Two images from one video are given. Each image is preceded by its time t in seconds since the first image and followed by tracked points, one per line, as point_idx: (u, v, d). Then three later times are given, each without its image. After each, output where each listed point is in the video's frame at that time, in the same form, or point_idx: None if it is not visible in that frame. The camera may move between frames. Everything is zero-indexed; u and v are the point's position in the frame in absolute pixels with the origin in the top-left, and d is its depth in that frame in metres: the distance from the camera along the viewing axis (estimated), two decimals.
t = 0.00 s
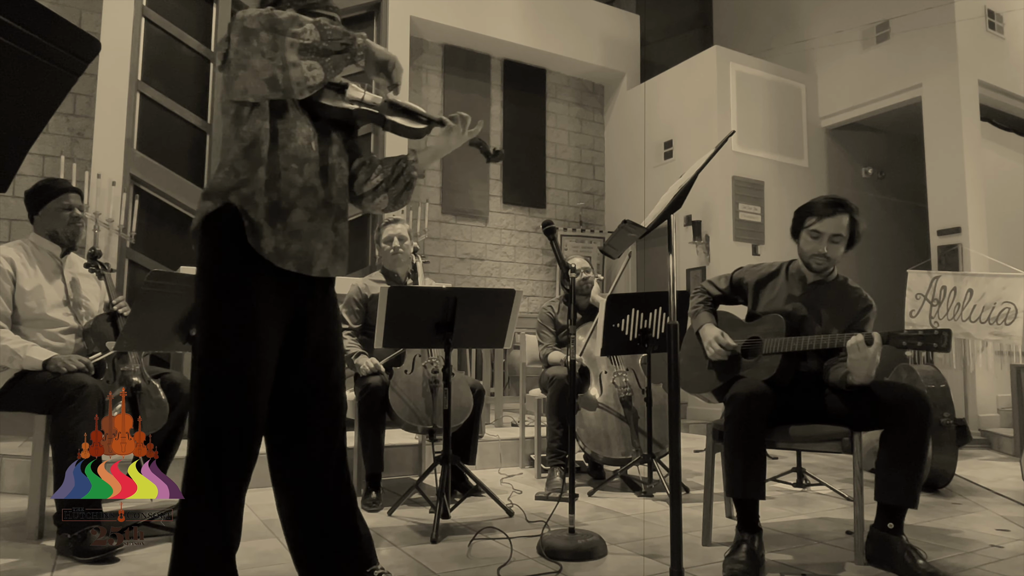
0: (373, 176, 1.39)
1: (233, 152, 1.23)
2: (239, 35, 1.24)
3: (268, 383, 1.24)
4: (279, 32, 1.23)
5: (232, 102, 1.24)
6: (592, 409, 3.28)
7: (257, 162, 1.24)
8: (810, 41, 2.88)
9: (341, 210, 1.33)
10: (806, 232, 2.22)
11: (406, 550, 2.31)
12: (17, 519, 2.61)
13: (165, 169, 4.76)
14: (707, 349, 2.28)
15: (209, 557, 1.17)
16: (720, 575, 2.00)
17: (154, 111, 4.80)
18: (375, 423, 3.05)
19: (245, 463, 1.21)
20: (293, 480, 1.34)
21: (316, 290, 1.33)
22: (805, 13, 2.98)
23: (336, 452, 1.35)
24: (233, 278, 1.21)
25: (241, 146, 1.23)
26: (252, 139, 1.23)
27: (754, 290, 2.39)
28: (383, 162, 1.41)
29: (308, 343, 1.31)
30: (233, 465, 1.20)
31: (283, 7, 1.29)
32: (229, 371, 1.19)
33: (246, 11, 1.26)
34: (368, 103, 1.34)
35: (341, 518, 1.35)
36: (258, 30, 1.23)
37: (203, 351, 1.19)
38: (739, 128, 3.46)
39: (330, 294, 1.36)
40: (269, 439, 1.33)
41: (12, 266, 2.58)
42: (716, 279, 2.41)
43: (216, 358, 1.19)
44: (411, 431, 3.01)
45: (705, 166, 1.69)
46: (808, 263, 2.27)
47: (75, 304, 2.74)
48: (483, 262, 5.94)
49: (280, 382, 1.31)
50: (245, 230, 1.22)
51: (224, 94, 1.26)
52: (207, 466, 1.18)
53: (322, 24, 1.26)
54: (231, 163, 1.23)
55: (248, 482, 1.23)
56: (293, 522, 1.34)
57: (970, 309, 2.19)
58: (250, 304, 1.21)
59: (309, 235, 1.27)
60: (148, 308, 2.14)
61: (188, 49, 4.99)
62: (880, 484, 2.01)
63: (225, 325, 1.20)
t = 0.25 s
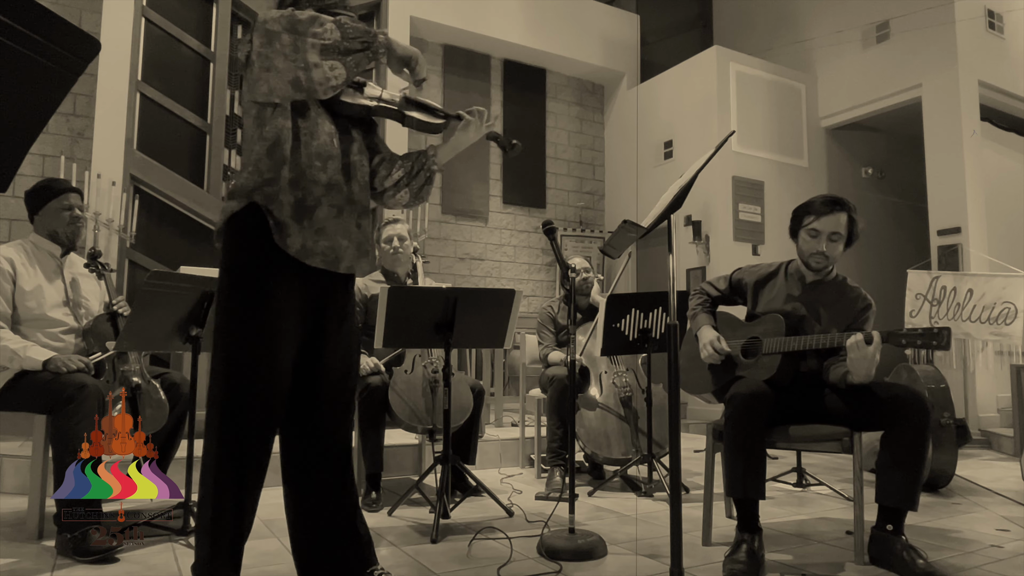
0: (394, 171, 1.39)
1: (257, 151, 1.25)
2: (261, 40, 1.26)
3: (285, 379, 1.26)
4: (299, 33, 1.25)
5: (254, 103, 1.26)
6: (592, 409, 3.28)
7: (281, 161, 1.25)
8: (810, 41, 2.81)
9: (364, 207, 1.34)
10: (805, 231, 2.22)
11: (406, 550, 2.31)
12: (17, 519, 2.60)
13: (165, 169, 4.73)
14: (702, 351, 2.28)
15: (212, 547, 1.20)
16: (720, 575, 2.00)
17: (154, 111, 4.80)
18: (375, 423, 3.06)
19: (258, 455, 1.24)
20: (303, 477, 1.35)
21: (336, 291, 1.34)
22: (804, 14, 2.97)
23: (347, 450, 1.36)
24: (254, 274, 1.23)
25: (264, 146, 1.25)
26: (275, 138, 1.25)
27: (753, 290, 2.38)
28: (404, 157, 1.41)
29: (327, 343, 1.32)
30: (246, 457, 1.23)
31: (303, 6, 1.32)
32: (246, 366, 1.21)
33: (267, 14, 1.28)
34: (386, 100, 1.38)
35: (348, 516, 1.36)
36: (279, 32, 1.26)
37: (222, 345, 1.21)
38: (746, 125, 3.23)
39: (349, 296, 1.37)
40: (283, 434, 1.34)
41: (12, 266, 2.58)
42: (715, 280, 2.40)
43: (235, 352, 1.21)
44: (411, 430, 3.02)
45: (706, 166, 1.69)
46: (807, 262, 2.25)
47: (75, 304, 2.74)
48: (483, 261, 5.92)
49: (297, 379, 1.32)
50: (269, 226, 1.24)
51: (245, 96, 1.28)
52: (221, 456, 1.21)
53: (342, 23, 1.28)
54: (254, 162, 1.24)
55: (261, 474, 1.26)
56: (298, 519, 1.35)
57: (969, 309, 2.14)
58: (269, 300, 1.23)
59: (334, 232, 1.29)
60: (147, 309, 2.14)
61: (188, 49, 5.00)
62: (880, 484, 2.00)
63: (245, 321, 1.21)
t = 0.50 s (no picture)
0: (410, 168, 1.46)
1: (278, 153, 1.29)
2: (279, 42, 1.29)
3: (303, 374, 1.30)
4: (318, 38, 1.27)
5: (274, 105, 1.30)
6: (593, 409, 3.28)
7: (302, 162, 1.30)
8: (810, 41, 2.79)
9: (381, 204, 1.40)
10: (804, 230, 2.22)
11: (405, 550, 2.31)
12: (17, 519, 2.61)
13: (165, 170, 4.73)
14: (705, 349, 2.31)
15: (227, 535, 1.23)
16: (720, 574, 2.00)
17: (154, 111, 4.80)
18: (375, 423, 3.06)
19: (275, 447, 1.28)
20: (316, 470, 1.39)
21: (351, 290, 1.39)
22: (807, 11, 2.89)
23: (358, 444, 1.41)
24: (275, 271, 1.27)
25: (285, 147, 1.29)
26: (294, 140, 1.29)
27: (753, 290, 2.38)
28: (420, 154, 1.48)
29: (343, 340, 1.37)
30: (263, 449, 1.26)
31: (319, 7, 1.35)
32: (265, 359, 1.26)
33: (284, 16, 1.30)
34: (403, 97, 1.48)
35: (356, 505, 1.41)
36: (298, 36, 1.27)
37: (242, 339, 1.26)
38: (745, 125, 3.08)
39: (365, 295, 1.42)
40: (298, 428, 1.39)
41: (12, 267, 2.58)
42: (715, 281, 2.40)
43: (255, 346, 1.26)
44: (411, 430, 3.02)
45: (705, 166, 1.69)
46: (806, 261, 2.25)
47: (75, 304, 2.74)
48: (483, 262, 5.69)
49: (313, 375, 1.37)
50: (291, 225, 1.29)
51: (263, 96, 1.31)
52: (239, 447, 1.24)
53: (358, 24, 1.29)
54: (276, 163, 1.28)
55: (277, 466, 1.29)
56: (308, 510, 1.39)
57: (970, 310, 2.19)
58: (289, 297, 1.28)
59: (355, 229, 1.34)
60: (147, 308, 2.14)
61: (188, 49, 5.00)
62: (880, 484, 2.01)
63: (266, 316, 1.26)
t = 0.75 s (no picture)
0: (422, 166, 1.46)
1: (291, 154, 1.29)
2: (291, 46, 1.28)
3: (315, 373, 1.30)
4: (329, 41, 1.25)
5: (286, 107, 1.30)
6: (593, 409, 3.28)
7: (316, 163, 1.30)
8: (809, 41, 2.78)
9: (394, 202, 1.40)
10: (804, 229, 2.22)
11: (405, 550, 2.31)
12: (17, 519, 2.61)
13: (165, 169, 4.73)
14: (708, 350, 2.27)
15: (234, 533, 1.23)
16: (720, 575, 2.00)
17: (154, 111, 4.79)
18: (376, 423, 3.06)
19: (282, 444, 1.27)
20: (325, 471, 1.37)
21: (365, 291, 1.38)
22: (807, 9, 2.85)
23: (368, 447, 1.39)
24: (288, 268, 1.28)
25: (299, 149, 1.29)
26: (308, 141, 1.29)
27: (752, 290, 2.38)
28: (431, 152, 1.48)
29: (357, 340, 1.36)
30: (272, 445, 1.26)
31: (329, 9, 1.36)
32: (277, 357, 1.26)
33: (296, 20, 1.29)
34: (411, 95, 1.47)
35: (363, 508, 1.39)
36: (310, 40, 1.26)
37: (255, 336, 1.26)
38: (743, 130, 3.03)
39: (379, 296, 1.41)
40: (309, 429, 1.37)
41: (12, 267, 2.58)
42: (714, 281, 2.40)
43: (268, 342, 1.26)
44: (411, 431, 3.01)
45: (706, 166, 1.69)
46: (805, 260, 2.26)
47: (75, 304, 2.74)
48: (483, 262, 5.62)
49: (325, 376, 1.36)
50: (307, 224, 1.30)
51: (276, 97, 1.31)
52: (247, 444, 1.24)
53: (369, 24, 1.27)
54: (291, 165, 1.28)
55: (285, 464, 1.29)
56: (319, 511, 1.38)
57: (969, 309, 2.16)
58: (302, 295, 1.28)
59: (370, 228, 1.34)
60: (147, 308, 2.14)
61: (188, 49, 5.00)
62: (880, 485, 2.00)
63: (279, 313, 1.27)
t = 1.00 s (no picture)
0: (428, 166, 1.46)
1: (300, 157, 1.28)
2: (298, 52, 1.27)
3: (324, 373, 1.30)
4: (336, 47, 1.24)
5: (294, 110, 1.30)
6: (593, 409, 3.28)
7: (324, 165, 1.30)
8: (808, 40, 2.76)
9: (401, 202, 1.41)
10: (803, 229, 2.22)
11: (405, 550, 2.31)
12: (18, 519, 2.61)
13: (165, 169, 4.73)
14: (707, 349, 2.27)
15: (240, 534, 1.23)
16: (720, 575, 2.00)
17: (154, 111, 4.80)
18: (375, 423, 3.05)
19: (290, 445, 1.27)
20: (330, 471, 1.38)
21: (372, 291, 1.39)
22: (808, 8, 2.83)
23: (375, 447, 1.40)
24: (298, 268, 1.28)
25: (307, 152, 1.28)
26: (316, 144, 1.28)
27: (751, 289, 2.38)
28: (437, 152, 1.48)
29: (365, 340, 1.37)
30: (280, 446, 1.26)
31: (335, 11, 1.35)
32: (287, 356, 1.26)
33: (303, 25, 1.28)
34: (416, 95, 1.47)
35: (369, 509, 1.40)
36: (316, 46, 1.25)
37: (263, 335, 1.26)
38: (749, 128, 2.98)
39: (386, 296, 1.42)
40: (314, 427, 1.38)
41: (12, 267, 2.58)
42: (714, 281, 2.40)
43: (277, 342, 1.26)
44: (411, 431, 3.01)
45: (705, 166, 1.69)
46: (805, 259, 2.26)
47: (75, 304, 2.74)
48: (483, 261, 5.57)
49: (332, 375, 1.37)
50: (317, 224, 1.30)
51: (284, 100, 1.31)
52: (255, 444, 1.24)
53: (375, 27, 1.26)
54: (299, 168, 1.28)
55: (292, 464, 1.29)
56: (323, 511, 1.38)
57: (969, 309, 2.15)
58: (312, 294, 1.28)
59: (378, 229, 1.35)
60: (148, 308, 2.14)
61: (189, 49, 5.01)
62: (880, 485, 2.00)
63: (288, 312, 1.27)
